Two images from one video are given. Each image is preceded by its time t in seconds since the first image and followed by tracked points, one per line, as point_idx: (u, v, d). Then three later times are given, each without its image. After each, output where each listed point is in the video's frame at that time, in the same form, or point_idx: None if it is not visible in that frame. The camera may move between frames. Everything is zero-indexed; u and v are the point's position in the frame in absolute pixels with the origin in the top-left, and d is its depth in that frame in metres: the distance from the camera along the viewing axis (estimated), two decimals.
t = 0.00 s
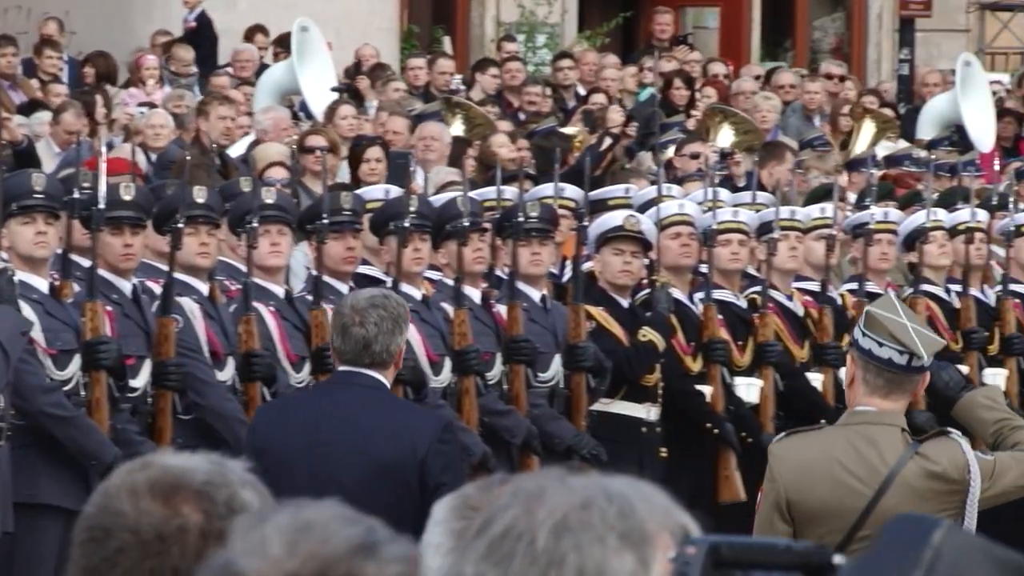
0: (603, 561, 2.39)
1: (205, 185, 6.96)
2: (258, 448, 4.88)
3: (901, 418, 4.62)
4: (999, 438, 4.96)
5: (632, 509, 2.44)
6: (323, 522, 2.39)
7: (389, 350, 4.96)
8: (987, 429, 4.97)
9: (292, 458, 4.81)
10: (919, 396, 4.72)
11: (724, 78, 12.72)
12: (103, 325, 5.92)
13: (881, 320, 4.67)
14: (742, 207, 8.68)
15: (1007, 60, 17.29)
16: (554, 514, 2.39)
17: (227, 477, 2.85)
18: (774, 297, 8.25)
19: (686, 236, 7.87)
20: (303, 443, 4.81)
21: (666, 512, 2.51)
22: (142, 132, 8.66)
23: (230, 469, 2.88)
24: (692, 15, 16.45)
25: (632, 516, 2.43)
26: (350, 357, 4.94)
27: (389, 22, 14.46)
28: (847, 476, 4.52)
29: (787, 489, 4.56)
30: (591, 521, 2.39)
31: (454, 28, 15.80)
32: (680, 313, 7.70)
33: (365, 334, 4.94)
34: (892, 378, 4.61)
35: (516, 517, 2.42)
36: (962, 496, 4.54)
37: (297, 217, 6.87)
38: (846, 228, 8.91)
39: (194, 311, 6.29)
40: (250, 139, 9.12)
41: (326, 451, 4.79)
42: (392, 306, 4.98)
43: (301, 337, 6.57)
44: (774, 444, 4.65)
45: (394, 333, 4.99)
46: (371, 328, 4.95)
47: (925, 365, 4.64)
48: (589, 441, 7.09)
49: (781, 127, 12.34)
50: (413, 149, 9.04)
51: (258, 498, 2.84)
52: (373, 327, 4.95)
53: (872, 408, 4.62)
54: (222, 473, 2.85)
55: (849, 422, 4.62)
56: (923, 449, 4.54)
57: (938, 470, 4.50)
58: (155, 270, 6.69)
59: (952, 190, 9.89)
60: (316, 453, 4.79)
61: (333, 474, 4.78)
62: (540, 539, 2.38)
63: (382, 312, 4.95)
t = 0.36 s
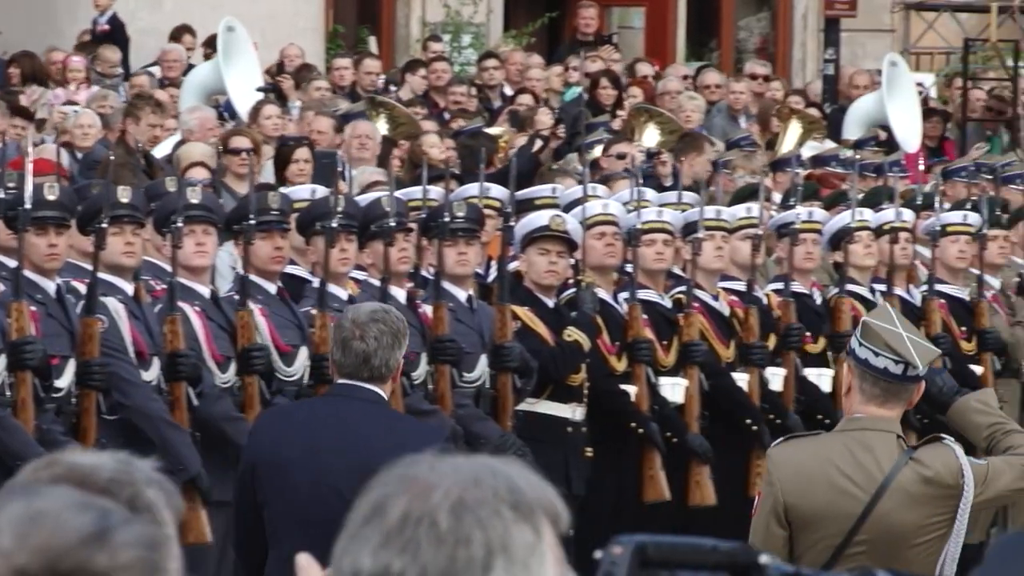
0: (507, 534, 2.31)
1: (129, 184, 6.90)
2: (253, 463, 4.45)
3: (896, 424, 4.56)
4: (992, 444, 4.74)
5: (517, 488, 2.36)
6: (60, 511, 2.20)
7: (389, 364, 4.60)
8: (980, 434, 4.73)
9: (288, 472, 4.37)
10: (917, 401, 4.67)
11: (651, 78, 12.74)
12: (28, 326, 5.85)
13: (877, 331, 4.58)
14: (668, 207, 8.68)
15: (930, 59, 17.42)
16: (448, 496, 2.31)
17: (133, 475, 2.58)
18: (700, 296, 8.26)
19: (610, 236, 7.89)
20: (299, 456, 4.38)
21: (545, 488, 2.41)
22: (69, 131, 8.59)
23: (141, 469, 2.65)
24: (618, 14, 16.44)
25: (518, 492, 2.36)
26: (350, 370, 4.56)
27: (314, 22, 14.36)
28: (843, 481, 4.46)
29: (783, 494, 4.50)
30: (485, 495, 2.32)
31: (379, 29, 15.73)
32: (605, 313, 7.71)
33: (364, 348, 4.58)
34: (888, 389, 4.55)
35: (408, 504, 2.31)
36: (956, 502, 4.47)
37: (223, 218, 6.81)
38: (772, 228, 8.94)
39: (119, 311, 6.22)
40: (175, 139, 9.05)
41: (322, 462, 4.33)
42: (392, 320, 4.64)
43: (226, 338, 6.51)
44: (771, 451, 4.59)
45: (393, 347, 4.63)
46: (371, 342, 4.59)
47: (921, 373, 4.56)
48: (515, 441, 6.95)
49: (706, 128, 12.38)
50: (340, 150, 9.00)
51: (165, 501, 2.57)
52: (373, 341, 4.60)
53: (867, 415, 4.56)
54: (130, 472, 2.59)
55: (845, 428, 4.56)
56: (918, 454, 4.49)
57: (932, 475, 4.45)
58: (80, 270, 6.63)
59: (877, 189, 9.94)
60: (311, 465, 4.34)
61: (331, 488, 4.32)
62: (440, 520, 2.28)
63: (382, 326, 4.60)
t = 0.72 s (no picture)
0: (351, 509, 2.44)
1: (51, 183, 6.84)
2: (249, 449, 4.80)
3: (888, 405, 4.79)
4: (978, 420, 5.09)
5: (340, 459, 2.48)
6: None
7: (380, 349, 4.90)
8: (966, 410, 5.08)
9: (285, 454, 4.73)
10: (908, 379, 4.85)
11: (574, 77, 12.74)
12: None
13: (867, 314, 4.75)
14: (591, 206, 8.71)
15: (852, 59, 17.48)
16: (285, 487, 2.41)
17: (39, 469, 2.66)
18: (622, 296, 8.27)
19: (532, 235, 7.88)
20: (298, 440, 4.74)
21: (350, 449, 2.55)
22: None
23: (45, 461, 2.69)
24: (540, 14, 16.41)
25: (342, 460, 2.48)
26: (342, 354, 4.88)
27: (236, 21, 14.27)
28: (843, 462, 4.69)
29: (784, 477, 4.72)
30: (314, 477, 2.43)
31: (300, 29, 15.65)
32: (528, 312, 7.71)
33: (357, 333, 4.88)
34: (879, 370, 4.74)
35: (248, 502, 2.41)
36: (949, 478, 4.76)
37: (146, 217, 6.76)
38: (694, 227, 9.01)
39: (41, 311, 6.15)
40: (97, 138, 8.99)
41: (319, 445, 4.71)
42: (383, 305, 4.93)
43: (150, 337, 6.45)
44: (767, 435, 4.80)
45: (385, 332, 4.93)
46: (363, 327, 4.89)
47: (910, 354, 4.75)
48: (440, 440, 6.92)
49: (628, 128, 12.43)
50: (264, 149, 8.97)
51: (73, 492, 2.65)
52: (364, 326, 4.89)
53: (861, 397, 4.78)
54: (34, 466, 2.67)
55: (840, 410, 4.78)
56: (914, 433, 4.75)
57: (930, 454, 4.72)
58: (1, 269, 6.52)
59: (799, 189, 10.00)
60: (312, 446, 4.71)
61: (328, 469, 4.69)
62: (285, 508, 2.40)
63: (373, 311, 4.90)
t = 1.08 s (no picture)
0: (245, 513, 2.53)
1: None
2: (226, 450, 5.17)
3: (845, 408, 4.95)
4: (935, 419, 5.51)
5: (237, 459, 2.57)
6: None
7: (348, 350, 5.23)
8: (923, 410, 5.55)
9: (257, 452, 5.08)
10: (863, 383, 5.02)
11: (500, 76, 12.73)
12: None
13: (825, 321, 4.94)
14: (517, 204, 8.71)
15: (778, 59, 17.55)
16: (175, 489, 2.52)
17: None
18: (548, 294, 8.25)
19: (459, 234, 7.86)
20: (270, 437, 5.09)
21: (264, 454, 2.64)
22: None
23: None
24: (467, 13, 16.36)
25: (243, 466, 2.57)
26: (312, 356, 5.21)
27: (162, 20, 14.17)
28: (799, 465, 4.86)
29: (741, 478, 4.90)
30: (208, 481, 2.52)
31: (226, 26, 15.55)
32: (454, 310, 7.70)
33: (325, 335, 5.22)
34: (836, 374, 4.91)
35: (141, 505, 2.52)
36: (903, 480, 4.91)
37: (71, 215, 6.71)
38: (619, 226, 9.03)
39: None
40: (21, 137, 8.91)
41: (287, 441, 5.05)
42: (351, 308, 5.26)
43: (74, 335, 6.41)
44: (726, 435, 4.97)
45: (353, 334, 5.26)
46: (331, 330, 5.23)
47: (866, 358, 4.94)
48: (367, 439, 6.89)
49: (554, 127, 12.45)
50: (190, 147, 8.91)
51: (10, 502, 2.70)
52: (332, 328, 5.23)
53: (818, 401, 4.94)
54: None
55: (797, 413, 4.94)
56: (868, 437, 4.91)
57: (884, 458, 4.88)
58: None
59: (725, 188, 10.03)
60: (283, 442, 5.06)
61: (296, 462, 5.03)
62: (174, 512, 2.51)
63: (340, 314, 5.24)
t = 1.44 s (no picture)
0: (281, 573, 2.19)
1: None
2: (204, 449, 5.02)
3: (797, 407, 4.89)
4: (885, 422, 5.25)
5: (298, 517, 2.23)
6: None
7: (335, 356, 5.09)
8: (874, 415, 5.28)
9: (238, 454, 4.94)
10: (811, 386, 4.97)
11: (421, 74, 12.72)
12: None
13: (779, 321, 4.85)
14: (437, 201, 8.71)
15: (697, 55, 17.66)
16: (222, 519, 2.20)
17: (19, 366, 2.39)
18: (468, 291, 8.27)
19: (381, 231, 7.90)
20: (253, 440, 4.95)
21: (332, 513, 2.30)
22: None
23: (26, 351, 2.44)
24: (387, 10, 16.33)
25: (297, 521, 2.23)
26: (299, 360, 5.07)
27: (80, 18, 14.08)
28: (749, 462, 4.82)
29: (692, 474, 4.86)
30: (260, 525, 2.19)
31: (146, 24, 15.48)
32: (374, 307, 7.68)
33: (313, 339, 5.06)
34: (790, 374, 4.84)
35: (181, 523, 2.20)
36: (852, 479, 4.86)
37: None
38: (538, 223, 9.05)
39: None
40: None
41: (271, 445, 4.93)
42: (340, 314, 5.11)
43: None
44: (680, 430, 4.95)
45: (341, 339, 5.11)
46: (320, 334, 5.07)
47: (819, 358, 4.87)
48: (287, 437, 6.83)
49: (474, 124, 12.46)
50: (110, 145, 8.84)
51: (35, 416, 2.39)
52: (322, 333, 5.07)
53: (770, 398, 4.89)
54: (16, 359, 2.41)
55: (750, 410, 4.90)
56: (818, 435, 4.85)
57: (833, 456, 4.82)
58: None
59: (644, 185, 10.06)
60: (266, 447, 4.93)
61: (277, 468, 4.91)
62: (210, 545, 2.18)
63: (330, 320, 5.08)
